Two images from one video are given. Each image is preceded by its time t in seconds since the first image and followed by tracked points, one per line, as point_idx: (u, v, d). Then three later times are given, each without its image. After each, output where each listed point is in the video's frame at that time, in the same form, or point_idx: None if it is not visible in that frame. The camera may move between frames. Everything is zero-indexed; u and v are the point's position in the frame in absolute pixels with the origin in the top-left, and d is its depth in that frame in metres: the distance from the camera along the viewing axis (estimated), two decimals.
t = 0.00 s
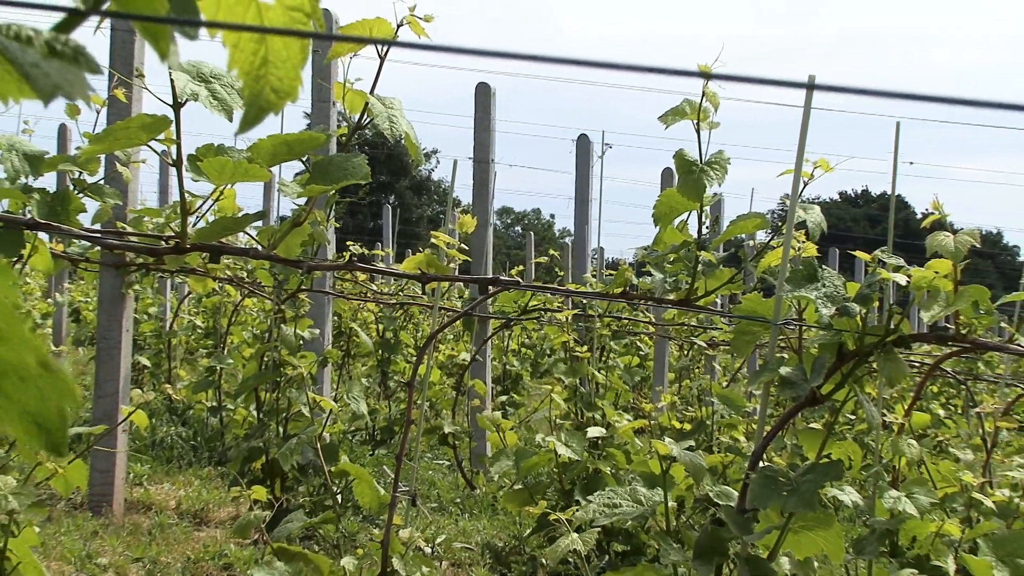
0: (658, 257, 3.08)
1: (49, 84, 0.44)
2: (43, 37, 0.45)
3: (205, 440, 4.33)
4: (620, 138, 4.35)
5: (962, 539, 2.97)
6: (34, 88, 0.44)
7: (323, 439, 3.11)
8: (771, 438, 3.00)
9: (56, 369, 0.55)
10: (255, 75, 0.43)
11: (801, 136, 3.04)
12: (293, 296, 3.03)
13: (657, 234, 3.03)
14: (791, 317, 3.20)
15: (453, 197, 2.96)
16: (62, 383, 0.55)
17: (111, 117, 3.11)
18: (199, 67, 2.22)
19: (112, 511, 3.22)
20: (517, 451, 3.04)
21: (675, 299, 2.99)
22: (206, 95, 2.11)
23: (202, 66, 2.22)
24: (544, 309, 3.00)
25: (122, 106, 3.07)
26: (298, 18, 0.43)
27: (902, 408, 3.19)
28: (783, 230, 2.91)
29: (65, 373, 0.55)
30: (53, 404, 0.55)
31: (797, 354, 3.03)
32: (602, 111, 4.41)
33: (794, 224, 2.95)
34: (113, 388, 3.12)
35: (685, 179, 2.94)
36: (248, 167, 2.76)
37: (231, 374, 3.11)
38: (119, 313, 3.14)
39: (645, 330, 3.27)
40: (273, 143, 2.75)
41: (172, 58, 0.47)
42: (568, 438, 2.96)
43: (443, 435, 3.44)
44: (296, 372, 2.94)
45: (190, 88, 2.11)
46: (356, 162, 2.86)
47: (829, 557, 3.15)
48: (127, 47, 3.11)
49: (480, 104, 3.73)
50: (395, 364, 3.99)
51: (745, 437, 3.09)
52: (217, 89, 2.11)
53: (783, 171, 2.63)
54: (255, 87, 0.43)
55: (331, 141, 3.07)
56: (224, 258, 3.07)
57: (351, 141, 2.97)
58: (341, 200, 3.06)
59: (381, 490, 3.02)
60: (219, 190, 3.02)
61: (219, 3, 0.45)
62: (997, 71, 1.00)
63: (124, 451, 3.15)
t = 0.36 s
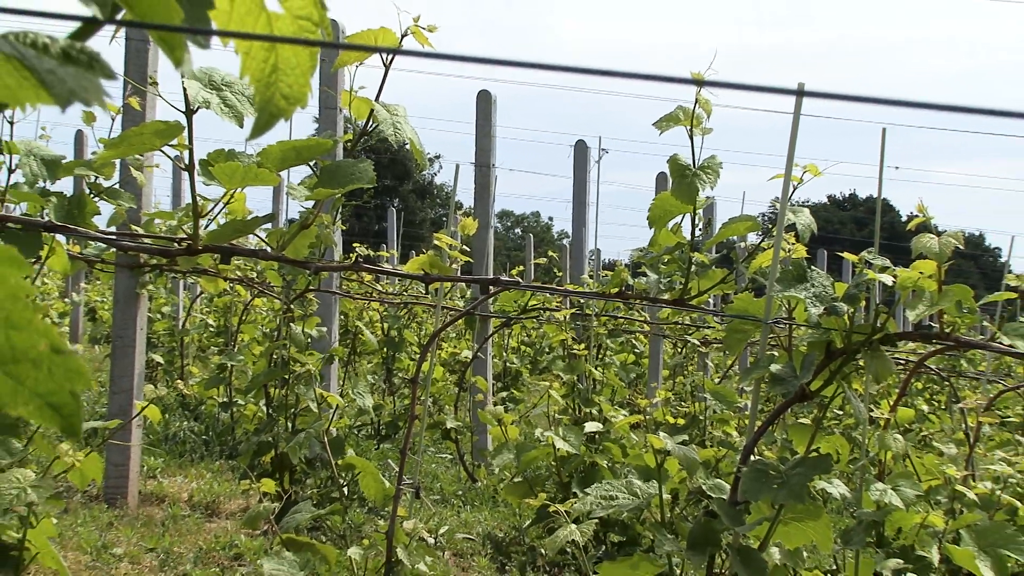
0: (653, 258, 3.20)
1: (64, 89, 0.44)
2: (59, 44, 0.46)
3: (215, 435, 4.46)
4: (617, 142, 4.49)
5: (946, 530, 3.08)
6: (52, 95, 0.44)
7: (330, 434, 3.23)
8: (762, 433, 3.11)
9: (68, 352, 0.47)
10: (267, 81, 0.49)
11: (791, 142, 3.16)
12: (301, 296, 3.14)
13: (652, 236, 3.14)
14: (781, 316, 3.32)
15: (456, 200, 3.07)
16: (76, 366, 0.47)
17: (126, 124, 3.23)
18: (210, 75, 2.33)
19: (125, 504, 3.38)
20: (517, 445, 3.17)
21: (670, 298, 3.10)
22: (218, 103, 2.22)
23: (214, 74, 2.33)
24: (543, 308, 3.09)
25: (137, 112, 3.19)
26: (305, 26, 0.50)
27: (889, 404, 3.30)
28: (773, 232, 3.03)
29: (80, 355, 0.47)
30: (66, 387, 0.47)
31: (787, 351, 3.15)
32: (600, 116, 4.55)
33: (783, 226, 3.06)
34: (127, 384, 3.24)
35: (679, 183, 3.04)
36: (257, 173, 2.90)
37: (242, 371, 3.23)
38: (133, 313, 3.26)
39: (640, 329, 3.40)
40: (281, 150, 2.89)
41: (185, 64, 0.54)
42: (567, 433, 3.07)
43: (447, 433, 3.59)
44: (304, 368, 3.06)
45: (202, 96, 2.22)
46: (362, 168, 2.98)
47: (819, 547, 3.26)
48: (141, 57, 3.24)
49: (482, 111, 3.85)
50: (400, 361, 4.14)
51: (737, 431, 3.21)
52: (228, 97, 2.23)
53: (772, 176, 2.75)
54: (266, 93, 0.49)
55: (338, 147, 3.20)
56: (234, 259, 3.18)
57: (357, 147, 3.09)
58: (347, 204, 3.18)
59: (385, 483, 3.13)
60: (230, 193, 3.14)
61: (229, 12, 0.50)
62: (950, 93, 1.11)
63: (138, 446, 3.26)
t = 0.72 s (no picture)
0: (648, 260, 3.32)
1: (83, 90, 0.46)
2: (76, 48, 0.49)
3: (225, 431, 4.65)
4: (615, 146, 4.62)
5: (931, 521, 3.19)
6: (71, 96, 0.46)
7: (337, 428, 3.34)
8: (753, 428, 3.22)
9: (79, 347, 0.59)
10: (275, 85, 0.50)
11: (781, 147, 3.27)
12: (308, 295, 3.25)
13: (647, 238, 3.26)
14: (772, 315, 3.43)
15: (458, 203, 3.18)
16: (85, 357, 0.59)
17: (140, 130, 3.35)
18: (221, 84, 2.40)
19: (139, 496, 3.55)
20: (517, 439, 3.29)
21: (664, 298, 3.22)
22: (228, 109, 2.32)
23: (224, 83, 2.41)
24: (543, 306, 3.18)
25: (150, 119, 3.31)
26: (313, 34, 0.50)
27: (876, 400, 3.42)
28: (763, 234, 3.14)
29: (88, 348, 0.59)
30: (79, 376, 0.59)
31: (778, 349, 3.26)
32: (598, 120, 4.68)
33: (774, 228, 3.17)
34: (141, 380, 3.37)
35: (673, 187, 3.16)
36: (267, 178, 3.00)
37: (251, 368, 3.35)
38: (146, 312, 3.38)
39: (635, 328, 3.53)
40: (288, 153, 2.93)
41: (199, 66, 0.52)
42: (565, 428, 3.18)
43: (447, 425, 3.80)
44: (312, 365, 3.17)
45: (212, 101, 2.32)
46: (368, 172, 3.09)
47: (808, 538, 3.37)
48: (154, 65, 3.35)
49: (484, 117, 3.97)
50: (404, 358, 4.28)
51: (729, 426, 3.33)
52: (237, 102, 2.32)
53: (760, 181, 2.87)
54: (275, 99, 0.50)
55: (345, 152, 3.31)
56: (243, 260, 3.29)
57: (363, 152, 3.21)
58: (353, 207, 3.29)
59: (389, 475, 3.24)
60: (240, 197, 3.25)
61: (240, 20, 0.50)
62: (914, 108, 1.21)
63: (153, 441, 3.38)
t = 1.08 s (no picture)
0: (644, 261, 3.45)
1: (96, 103, 0.46)
2: (90, 60, 0.48)
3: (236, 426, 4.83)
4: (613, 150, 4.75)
5: (917, 513, 3.30)
6: (83, 108, 0.46)
7: (344, 424, 3.45)
8: (746, 423, 3.34)
9: (91, 336, 0.46)
10: (285, 98, 0.52)
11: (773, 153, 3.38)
12: (315, 295, 3.36)
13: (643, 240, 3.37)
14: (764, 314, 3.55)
15: (460, 207, 3.29)
16: (98, 349, 0.46)
17: (153, 136, 3.47)
18: (232, 91, 2.49)
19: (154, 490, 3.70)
20: (517, 434, 3.42)
21: (659, 298, 3.33)
22: (238, 115, 2.38)
23: (234, 90, 2.48)
24: (543, 306, 3.28)
25: (163, 125, 3.43)
26: (321, 43, 0.53)
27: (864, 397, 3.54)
28: (755, 236, 3.25)
29: (101, 337, 0.46)
30: (89, 367, 0.45)
31: (769, 347, 3.37)
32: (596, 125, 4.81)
33: (765, 231, 3.28)
34: (154, 378, 3.49)
35: (667, 190, 3.28)
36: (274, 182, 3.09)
37: (261, 366, 3.47)
38: (160, 312, 3.51)
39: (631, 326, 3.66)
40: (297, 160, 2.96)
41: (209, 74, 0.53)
42: (563, 423, 3.30)
43: (451, 421, 3.94)
44: (320, 362, 3.29)
45: (223, 109, 2.38)
46: (372, 176, 3.19)
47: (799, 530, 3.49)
48: (168, 73, 3.47)
49: (484, 124, 4.08)
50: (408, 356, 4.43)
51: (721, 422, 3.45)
52: (247, 110, 2.38)
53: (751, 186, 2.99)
54: (284, 107, 0.52)
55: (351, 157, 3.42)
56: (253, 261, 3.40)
57: (368, 157, 3.32)
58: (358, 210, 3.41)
59: (394, 468, 3.37)
60: (250, 200, 3.36)
61: (250, 29, 0.53)
62: (882, 122, 1.32)
63: (165, 436, 3.51)
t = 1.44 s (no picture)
0: (639, 262, 3.57)
1: (109, 107, 0.42)
2: (103, 65, 0.45)
3: (245, 421, 4.99)
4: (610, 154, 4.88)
5: (902, 506, 3.42)
6: (95, 113, 0.42)
7: (350, 419, 3.57)
8: (738, 419, 3.45)
9: (109, 345, 0.44)
10: (291, 104, 0.57)
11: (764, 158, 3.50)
12: (322, 296, 3.48)
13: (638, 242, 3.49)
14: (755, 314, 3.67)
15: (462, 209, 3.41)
16: (117, 361, 0.44)
17: (165, 141, 3.58)
18: (240, 97, 2.54)
19: (165, 483, 3.87)
20: (517, 429, 3.56)
21: (654, 298, 3.45)
22: (249, 121, 2.44)
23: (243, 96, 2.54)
24: (541, 306, 3.39)
25: (174, 131, 3.54)
26: (327, 52, 0.56)
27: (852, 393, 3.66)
28: (747, 238, 3.36)
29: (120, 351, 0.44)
30: (106, 376, 0.44)
31: (761, 346, 3.49)
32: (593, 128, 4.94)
33: (756, 233, 3.40)
34: (166, 375, 3.62)
35: (661, 195, 3.39)
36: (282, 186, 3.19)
37: (269, 364, 3.61)
38: (172, 312, 3.64)
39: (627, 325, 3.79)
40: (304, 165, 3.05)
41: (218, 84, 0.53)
42: (561, 419, 3.42)
43: (453, 416, 4.08)
44: (327, 361, 3.41)
45: (233, 115, 2.44)
46: (377, 181, 3.29)
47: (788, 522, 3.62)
48: (179, 81, 3.59)
49: (484, 130, 4.20)
50: (410, 354, 4.56)
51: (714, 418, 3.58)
52: (257, 116, 2.43)
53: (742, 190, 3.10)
54: (291, 114, 0.56)
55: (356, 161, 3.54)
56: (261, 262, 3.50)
57: (373, 162, 3.43)
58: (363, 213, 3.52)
59: (399, 462, 3.50)
60: (258, 203, 3.47)
61: (257, 38, 0.56)
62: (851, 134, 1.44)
63: (176, 431, 3.62)
